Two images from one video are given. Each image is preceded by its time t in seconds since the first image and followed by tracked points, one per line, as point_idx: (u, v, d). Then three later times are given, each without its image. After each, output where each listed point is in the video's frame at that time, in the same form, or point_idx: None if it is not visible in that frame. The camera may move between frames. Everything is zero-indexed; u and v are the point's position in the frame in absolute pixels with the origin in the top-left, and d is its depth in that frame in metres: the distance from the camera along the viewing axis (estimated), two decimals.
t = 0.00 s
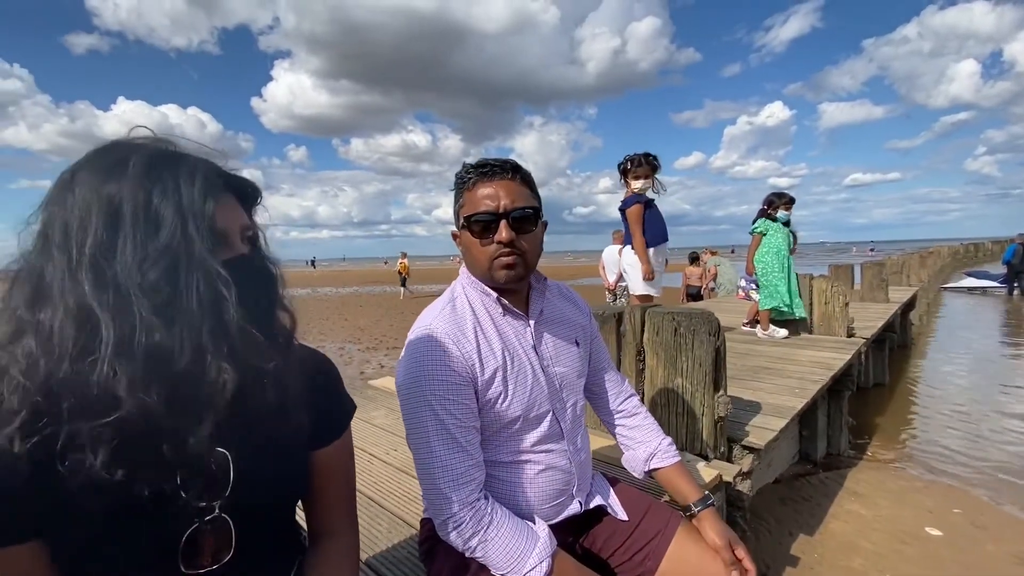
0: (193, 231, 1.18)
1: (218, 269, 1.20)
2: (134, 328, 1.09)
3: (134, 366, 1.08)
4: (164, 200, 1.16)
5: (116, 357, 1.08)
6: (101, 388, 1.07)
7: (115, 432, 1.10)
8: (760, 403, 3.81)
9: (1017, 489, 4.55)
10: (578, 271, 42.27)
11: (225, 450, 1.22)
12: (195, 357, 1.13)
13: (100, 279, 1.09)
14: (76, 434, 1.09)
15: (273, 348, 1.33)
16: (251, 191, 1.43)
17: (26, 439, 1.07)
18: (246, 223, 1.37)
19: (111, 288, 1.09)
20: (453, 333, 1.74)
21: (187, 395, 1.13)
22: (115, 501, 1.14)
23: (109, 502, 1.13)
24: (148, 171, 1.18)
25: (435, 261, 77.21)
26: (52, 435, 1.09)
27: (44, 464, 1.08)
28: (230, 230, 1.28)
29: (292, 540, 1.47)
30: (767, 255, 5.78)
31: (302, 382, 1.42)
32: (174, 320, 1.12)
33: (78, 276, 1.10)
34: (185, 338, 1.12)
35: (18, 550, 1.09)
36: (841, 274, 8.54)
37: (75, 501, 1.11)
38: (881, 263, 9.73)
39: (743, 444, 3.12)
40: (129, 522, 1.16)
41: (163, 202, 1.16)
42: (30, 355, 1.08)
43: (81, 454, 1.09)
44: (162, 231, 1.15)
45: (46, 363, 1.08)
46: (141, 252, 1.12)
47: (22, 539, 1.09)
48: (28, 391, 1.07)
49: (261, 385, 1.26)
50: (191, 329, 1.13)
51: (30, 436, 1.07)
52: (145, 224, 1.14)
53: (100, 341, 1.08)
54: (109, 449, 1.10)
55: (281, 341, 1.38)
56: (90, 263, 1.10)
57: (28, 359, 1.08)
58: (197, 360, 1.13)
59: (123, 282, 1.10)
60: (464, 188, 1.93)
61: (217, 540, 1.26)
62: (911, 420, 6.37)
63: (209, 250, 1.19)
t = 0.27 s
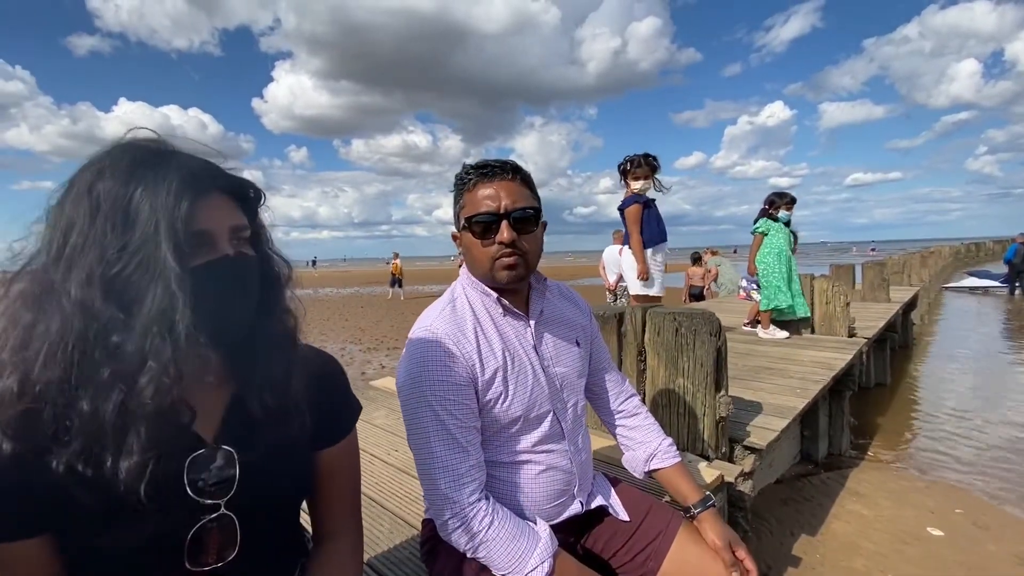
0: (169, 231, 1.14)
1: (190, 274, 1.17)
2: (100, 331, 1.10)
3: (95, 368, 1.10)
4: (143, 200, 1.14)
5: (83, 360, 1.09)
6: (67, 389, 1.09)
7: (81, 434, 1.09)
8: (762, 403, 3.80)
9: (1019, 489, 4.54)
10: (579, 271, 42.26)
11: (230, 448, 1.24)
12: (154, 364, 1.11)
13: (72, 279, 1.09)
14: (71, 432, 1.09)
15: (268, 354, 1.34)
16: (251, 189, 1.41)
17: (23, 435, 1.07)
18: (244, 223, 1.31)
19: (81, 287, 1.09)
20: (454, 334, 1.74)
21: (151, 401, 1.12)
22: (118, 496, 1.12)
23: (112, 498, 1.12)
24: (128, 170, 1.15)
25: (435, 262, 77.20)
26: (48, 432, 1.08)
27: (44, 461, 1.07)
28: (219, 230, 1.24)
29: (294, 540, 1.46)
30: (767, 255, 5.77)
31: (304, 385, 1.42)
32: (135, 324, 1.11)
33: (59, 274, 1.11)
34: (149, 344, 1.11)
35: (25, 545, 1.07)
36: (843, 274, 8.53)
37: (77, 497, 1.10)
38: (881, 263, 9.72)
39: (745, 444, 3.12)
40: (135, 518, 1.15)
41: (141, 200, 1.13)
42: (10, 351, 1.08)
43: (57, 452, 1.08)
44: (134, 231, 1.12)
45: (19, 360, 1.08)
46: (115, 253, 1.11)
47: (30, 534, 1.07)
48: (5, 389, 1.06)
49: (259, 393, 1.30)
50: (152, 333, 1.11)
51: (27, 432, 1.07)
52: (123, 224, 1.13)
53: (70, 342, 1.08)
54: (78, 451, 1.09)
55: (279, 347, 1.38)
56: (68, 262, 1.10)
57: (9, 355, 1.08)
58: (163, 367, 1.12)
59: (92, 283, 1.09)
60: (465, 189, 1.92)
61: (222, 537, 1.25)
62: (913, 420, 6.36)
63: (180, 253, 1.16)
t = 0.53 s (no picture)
0: (172, 232, 1.15)
1: (192, 275, 1.18)
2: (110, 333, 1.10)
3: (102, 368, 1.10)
4: (146, 201, 1.14)
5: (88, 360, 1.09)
6: (74, 390, 1.09)
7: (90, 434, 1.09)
8: (762, 403, 3.80)
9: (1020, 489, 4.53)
10: (579, 271, 42.26)
11: (234, 449, 1.24)
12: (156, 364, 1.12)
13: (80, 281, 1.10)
14: (82, 431, 1.09)
15: (273, 356, 1.35)
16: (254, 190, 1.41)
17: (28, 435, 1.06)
18: (248, 226, 1.32)
19: (94, 289, 1.10)
20: (454, 334, 1.73)
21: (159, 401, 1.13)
22: (121, 496, 1.12)
23: (115, 497, 1.12)
24: (134, 172, 1.16)
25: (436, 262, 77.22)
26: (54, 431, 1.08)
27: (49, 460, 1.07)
28: (223, 231, 1.24)
29: (295, 540, 1.46)
30: (768, 256, 5.77)
31: (308, 388, 1.42)
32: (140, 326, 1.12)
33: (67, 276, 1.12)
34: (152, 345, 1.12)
35: (26, 546, 1.07)
36: (843, 274, 8.52)
37: (82, 496, 1.09)
38: (882, 263, 9.71)
39: (745, 444, 3.12)
40: (137, 517, 1.14)
41: (145, 202, 1.14)
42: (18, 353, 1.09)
43: (64, 452, 1.08)
44: (135, 233, 1.13)
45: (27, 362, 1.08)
46: (119, 255, 1.12)
47: (33, 534, 1.07)
48: (16, 391, 1.06)
49: (268, 393, 1.31)
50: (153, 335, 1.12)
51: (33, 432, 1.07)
52: (127, 226, 1.14)
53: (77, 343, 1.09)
54: (88, 452, 1.09)
55: (282, 350, 1.38)
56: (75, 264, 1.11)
57: (18, 356, 1.08)
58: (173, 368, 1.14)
59: (96, 285, 1.10)
60: (466, 189, 1.92)
61: (224, 539, 1.25)
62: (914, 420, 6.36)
63: (183, 255, 1.16)
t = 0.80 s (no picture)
0: (186, 232, 1.16)
1: (205, 274, 1.18)
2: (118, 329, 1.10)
3: (111, 363, 1.09)
4: (158, 201, 1.15)
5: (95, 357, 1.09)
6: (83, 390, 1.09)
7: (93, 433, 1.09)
8: (763, 403, 3.80)
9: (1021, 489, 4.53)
10: (579, 271, 42.23)
11: (232, 449, 1.25)
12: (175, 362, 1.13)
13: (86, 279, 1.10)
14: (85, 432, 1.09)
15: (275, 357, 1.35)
16: (258, 191, 1.42)
17: (30, 434, 1.07)
18: (249, 226, 1.34)
19: (101, 287, 1.10)
20: (454, 333, 1.73)
21: (166, 397, 1.14)
22: (123, 496, 1.12)
23: (118, 497, 1.12)
24: (143, 171, 1.17)
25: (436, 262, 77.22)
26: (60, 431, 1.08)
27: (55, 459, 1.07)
28: (227, 231, 1.25)
29: (295, 540, 1.46)
30: (768, 255, 5.77)
31: (307, 387, 1.42)
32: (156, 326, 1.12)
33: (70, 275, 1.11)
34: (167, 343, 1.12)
35: (23, 549, 1.06)
36: (843, 274, 8.51)
37: (80, 497, 1.09)
38: (883, 262, 9.71)
39: (746, 444, 3.11)
40: (138, 518, 1.14)
41: (156, 202, 1.15)
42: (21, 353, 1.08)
43: (67, 454, 1.08)
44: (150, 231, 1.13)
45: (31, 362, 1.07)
46: (126, 253, 1.12)
47: (30, 538, 1.06)
48: (26, 394, 1.06)
49: (269, 393, 1.31)
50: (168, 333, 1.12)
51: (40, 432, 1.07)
52: (137, 225, 1.14)
53: (83, 342, 1.08)
54: (94, 451, 1.09)
55: (282, 350, 1.37)
56: (80, 262, 1.11)
57: (19, 359, 1.08)
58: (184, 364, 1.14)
59: (105, 282, 1.10)
60: (467, 187, 1.92)
61: (222, 540, 1.25)
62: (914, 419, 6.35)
63: (199, 254, 1.18)
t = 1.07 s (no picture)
0: (202, 234, 1.19)
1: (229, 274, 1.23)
2: (139, 331, 1.09)
3: (131, 365, 1.08)
4: (173, 204, 1.17)
5: (112, 359, 1.07)
6: (99, 393, 1.07)
7: (99, 435, 1.09)
8: (762, 403, 3.80)
9: (1020, 489, 4.53)
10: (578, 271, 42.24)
11: (221, 455, 1.21)
12: (202, 362, 1.14)
13: (99, 280, 1.09)
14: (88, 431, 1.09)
15: (274, 354, 1.32)
16: (256, 195, 1.44)
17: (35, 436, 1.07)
18: (248, 227, 1.37)
19: (113, 288, 1.09)
20: (453, 332, 1.74)
21: (181, 397, 1.13)
22: (125, 498, 1.14)
23: (115, 499, 1.13)
24: (156, 174, 1.18)
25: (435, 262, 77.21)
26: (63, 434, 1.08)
27: (56, 458, 1.08)
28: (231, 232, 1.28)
29: (291, 540, 1.46)
30: (767, 255, 5.77)
31: (303, 386, 1.41)
32: (181, 329, 1.12)
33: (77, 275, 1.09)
34: (191, 344, 1.12)
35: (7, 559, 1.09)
36: (843, 274, 8.51)
37: (73, 506, 1.11)
38: (882, 262, 9.72)
39: (745, 443, 3.12)
40: (125, 525, 1.16)
41: (171, 205, 1.16)
42: (23, 355, 1.07)
43: (73, 455, 1.09)
44: (172, 233, 1.15)
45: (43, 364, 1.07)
46: (139, 253, 1.12)
47: (14, 547, 1.08)
48: (72, 389, 1.07)
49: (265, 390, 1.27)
50: (197, 334, 1.13)
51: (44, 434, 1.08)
52: (153, 225, 1.14)
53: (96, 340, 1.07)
54: (98, 451, 1.09)
55: (279, 350, 1.35)
56: (90, 262, 1.09)
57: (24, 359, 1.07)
58: (204, 366, 1.14)
59: (127, 283, 1.09)
60: (467, 185, 1.93)
61: (212, 545, 1.26)
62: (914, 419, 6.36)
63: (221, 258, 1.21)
